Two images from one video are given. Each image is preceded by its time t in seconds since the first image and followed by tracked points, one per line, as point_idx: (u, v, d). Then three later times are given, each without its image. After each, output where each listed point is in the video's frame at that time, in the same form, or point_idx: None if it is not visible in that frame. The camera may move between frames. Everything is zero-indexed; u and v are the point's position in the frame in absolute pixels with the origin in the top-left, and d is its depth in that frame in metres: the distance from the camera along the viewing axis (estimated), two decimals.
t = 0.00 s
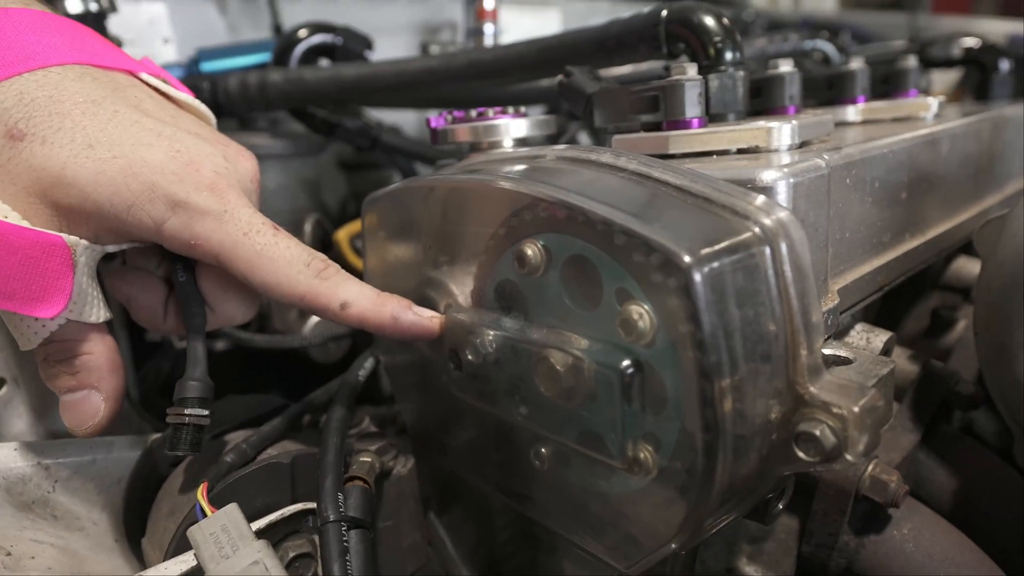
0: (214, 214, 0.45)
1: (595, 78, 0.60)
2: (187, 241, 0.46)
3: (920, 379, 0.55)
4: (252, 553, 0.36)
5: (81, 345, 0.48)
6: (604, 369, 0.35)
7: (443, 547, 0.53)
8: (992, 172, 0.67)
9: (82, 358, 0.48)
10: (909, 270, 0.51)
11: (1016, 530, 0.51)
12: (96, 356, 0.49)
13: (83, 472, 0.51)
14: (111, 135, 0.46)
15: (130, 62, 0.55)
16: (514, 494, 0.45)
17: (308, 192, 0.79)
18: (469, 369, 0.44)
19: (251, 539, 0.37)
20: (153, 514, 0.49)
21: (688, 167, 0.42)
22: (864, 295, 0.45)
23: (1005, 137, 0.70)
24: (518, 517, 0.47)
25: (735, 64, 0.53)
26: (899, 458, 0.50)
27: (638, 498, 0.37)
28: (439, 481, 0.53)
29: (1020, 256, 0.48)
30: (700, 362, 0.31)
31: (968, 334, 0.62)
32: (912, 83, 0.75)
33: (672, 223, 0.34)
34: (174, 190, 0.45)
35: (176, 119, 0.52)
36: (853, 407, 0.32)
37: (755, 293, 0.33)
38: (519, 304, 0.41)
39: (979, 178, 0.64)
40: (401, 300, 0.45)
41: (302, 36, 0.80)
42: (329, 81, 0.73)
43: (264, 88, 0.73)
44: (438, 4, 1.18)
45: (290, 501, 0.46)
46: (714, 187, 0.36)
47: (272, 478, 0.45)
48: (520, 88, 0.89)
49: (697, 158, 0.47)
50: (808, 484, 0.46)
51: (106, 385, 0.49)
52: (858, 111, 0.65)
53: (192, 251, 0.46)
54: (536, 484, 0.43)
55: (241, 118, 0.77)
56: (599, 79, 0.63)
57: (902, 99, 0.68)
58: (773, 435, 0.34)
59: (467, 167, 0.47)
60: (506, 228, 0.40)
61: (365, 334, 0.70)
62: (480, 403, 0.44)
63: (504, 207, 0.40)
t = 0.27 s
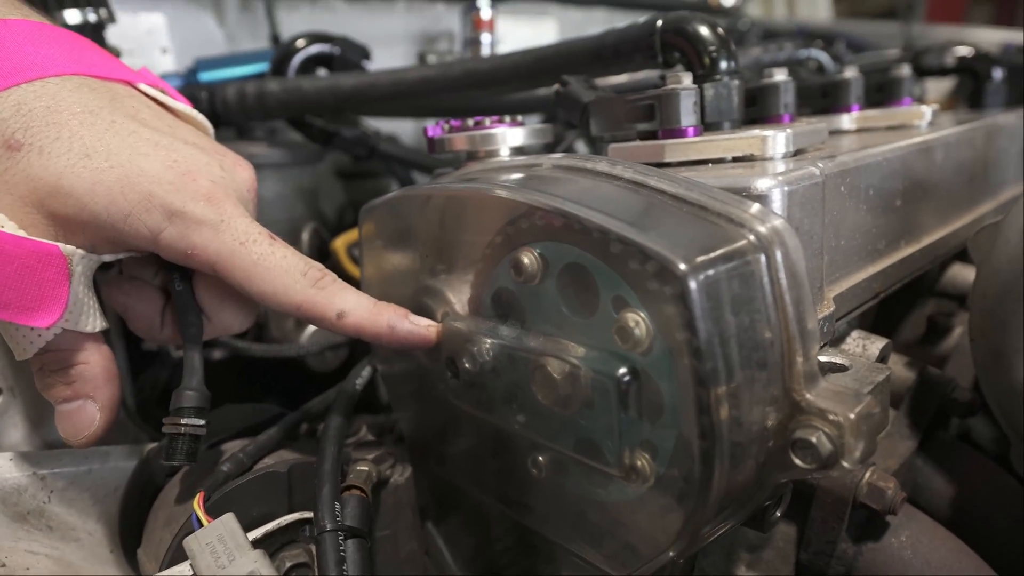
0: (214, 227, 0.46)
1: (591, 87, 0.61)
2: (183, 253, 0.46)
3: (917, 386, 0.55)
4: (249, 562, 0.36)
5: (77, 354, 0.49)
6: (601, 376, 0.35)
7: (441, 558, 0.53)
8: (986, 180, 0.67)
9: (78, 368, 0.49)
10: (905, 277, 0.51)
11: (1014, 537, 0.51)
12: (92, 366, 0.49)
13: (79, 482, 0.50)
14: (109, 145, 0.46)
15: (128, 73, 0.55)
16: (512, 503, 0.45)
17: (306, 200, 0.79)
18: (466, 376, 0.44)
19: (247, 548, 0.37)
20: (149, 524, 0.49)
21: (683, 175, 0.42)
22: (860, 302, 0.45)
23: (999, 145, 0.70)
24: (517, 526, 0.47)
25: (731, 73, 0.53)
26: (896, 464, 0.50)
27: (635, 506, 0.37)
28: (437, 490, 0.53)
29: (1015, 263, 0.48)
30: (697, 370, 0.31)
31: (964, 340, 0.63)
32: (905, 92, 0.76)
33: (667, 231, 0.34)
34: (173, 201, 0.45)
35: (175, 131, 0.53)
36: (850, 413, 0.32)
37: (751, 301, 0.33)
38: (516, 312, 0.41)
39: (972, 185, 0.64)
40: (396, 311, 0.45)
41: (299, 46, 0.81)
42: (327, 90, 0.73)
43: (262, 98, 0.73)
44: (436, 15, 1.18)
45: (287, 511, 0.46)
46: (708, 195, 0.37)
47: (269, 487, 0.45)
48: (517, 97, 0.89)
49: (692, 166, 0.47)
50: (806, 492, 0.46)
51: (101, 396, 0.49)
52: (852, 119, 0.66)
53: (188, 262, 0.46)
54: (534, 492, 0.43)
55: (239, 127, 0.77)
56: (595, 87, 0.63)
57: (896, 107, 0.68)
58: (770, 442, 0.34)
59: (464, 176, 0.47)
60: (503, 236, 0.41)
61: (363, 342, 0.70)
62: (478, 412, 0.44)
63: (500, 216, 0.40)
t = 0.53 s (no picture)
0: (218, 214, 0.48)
1: (588, 95, 0.61)
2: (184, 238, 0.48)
3: (914, 393, 0.55)
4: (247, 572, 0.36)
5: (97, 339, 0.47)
6: (600, 384, 0.35)
7: (439, 567, 0.52)
8: (981, 188, 0.67)
9: (101, 352, 0.47)
10: (902, 284, 0.52)
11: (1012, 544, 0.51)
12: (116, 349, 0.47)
13: (73, 492, 0.50)
14: (111, 123, 0.46)
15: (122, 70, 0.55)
16: (510, 512, 0.45)
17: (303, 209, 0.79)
18: (464, 384, 0.44)
19: (245, 559, 0.37)
20: (145, 535, 0.49)
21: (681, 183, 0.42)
22: (858, 309, 0.45)
23: (993, 153, 0.71)
24: (516, 535, 0.46)
25: (727, 82, 0.53)
26: (894, 472, 0.50)
27: (634, 515, 0.37)
28: (435, 499, 0.53)
29: (1011, 270, 0.48)
30: (696, 378, 0.31)
31: (960, 347, 0.63)
32: (900, 100, 0.76)
33: (666, 239, 0.34)
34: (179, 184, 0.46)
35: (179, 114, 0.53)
36: (850, 421, 0.32)
37: (749, 309, 0.33)
38: (514, 320, 0.41)
39: (968, 193, 0.64)
40: (293, 382, 0.54)
41: (297, 55, 0.81)
42: (324, 99, 0.73)
43: (259, 106, 0.74)
44: (432, 23, 1.19)
45: (283, 521, 0.46)
46: (706, 203, 0.37)
47: (266, 497, 0.45)
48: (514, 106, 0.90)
49: (689, 174, 0.47)
50: (805, 500, 0.46)
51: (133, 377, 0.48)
52: (848, 128, 0.66)
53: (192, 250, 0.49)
54: (532, 501, 0.43)
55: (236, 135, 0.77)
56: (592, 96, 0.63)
57: (891, 115, 0.69)
58: (770, 450, 0.34)
59: (462, 184, 0.47)
60: (501, 244, 0.41)
61: (360, 351, 0.70)
62: (477, 421, 0.44)
63: (499, 224, 0.40)
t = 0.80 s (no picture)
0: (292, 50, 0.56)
1: (584, 105, 0.61)
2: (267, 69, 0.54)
3: (910, 400, 0.55)
4: None
5: (175, 188, 0.37)
6: (596, 392, 0.35)
7: None
8: (974, 197, 0.68)
9: (171, 199, 0.37)
10: (896, 292, 0.52)
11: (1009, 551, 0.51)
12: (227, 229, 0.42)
13: (66, 504, 0.50)
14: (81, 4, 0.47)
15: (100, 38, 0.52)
16: (506, 521, 0.45)
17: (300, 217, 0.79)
18: (460, 393, 0.44)
19: (239, 569, 0.37)
20: (140, 545, 0.49)
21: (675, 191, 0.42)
22: (853, 317, 0.45)
23: (985, 162, 0.71)
24: (512, 544, 0.46)
25: (722, 91, 0.54)
26: (890, 480, 0.50)
27: (631, 523, 0.37)
28: (431, 508, 0.52)
29: (1004, 278, 0.49)
30: (690, 386, 0.31)
31: (956, 355, 0.63)
32: (893, 109, 0.77)
33: (661, 248, 0.34)
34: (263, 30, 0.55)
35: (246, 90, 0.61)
36: (844, 428, 0.32)
37: (744, 316, 0.33)
38: (510, 328, 0.41)
39: (961, 201, 0.65)
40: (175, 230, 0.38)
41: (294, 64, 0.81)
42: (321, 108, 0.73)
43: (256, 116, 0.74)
44: (429, 33, 1.19)
45: (278, 530, 0.46)
46: (701, 212, 0.37)
47: (261, 507, 0.45)
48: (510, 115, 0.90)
49: (684, 183, 0.47)
50: (802, 509, 0.45)
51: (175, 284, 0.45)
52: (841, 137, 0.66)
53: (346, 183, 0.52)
54: (528, 510, 0.43)
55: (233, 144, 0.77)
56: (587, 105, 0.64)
57: (884, 124, 0.69)
58: (765, 458, 0.34)
59: (457, 193, 0.47)
60: (496, 252, 0.41)
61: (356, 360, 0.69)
62: (473, 430, 0.44)
63: (494, 233, 0.40)
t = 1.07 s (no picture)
0: None
1: (579, 112, 0.62)
2: None
3: (906, 406, 0.55)
4: None
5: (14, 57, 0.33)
6: (592, 399, 0.35)
7: None
8: (967, 204, 0.68)
9: (99, 132, 0.32)
10: (891, 298, 0.52)
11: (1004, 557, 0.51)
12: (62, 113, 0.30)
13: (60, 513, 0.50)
14: None
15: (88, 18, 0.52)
16: (502, 529, 0.45)
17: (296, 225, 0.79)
18: (456, 401, 0.44)
19: None
20: (132, 554, 0.48)
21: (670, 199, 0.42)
22: (848, 323, 0.46)
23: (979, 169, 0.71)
24: (508, 552, 0.46)
25: (717, 99, 0.54)
26: (887, 486, 0.50)
27: (627, 530, 0.37)
28: (428, 516, 0.52)
29: (997, 285, 0.49)
30: (686, 393, 0.31)
31: (951, 361, 0.63)
32: (887, 117, 0.77)
33: (656, 255, 0.34)
34: None
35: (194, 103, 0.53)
36: (839, 435, 0.32)
37: (738, 323, 0.33)
38: (506, 335, 0.41)
39: (955, 208, 0.65)
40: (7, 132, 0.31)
41: (291, 72, 0.82)
42: (318, 115, 0.73)
43: (253, 123, 0.74)
44: (426, 41, 1.20)
45: (273, 539, 0.46)
46: (695, 219, 0.37)
47: (256, 515, 0.45)
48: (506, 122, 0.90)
49: (679, 189, 0.47)
50: (799, 517, 0.45)
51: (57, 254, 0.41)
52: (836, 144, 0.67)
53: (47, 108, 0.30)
54: (525, 518, 0.43)
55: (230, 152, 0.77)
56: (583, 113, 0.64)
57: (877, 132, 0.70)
58: (761, 465, 0.34)
59: (454, 200, 0.47)
60: (492, 259, 0.41)
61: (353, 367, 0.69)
62: (469, 437, 0.44)
63: (490, 239, 0.40)
